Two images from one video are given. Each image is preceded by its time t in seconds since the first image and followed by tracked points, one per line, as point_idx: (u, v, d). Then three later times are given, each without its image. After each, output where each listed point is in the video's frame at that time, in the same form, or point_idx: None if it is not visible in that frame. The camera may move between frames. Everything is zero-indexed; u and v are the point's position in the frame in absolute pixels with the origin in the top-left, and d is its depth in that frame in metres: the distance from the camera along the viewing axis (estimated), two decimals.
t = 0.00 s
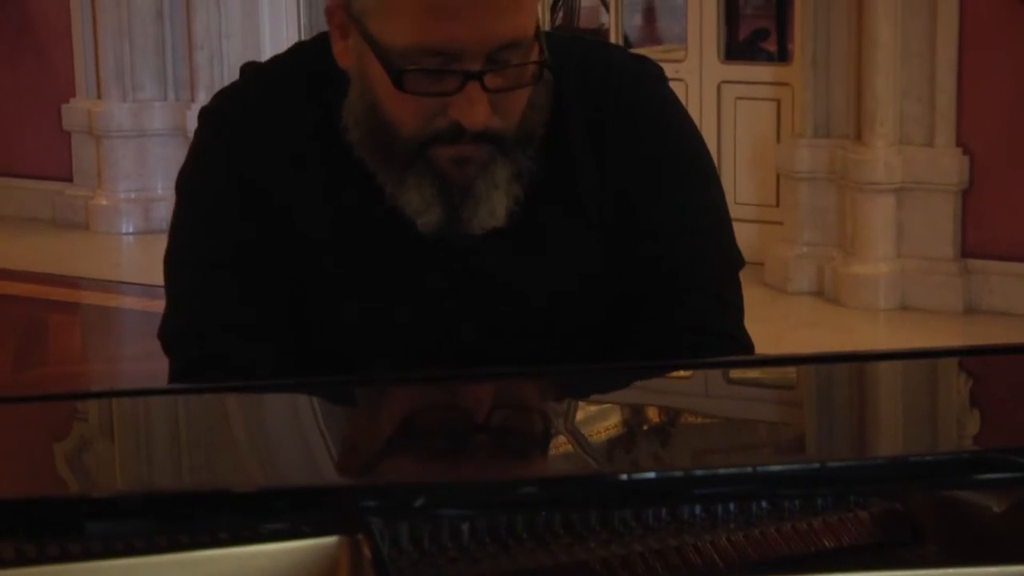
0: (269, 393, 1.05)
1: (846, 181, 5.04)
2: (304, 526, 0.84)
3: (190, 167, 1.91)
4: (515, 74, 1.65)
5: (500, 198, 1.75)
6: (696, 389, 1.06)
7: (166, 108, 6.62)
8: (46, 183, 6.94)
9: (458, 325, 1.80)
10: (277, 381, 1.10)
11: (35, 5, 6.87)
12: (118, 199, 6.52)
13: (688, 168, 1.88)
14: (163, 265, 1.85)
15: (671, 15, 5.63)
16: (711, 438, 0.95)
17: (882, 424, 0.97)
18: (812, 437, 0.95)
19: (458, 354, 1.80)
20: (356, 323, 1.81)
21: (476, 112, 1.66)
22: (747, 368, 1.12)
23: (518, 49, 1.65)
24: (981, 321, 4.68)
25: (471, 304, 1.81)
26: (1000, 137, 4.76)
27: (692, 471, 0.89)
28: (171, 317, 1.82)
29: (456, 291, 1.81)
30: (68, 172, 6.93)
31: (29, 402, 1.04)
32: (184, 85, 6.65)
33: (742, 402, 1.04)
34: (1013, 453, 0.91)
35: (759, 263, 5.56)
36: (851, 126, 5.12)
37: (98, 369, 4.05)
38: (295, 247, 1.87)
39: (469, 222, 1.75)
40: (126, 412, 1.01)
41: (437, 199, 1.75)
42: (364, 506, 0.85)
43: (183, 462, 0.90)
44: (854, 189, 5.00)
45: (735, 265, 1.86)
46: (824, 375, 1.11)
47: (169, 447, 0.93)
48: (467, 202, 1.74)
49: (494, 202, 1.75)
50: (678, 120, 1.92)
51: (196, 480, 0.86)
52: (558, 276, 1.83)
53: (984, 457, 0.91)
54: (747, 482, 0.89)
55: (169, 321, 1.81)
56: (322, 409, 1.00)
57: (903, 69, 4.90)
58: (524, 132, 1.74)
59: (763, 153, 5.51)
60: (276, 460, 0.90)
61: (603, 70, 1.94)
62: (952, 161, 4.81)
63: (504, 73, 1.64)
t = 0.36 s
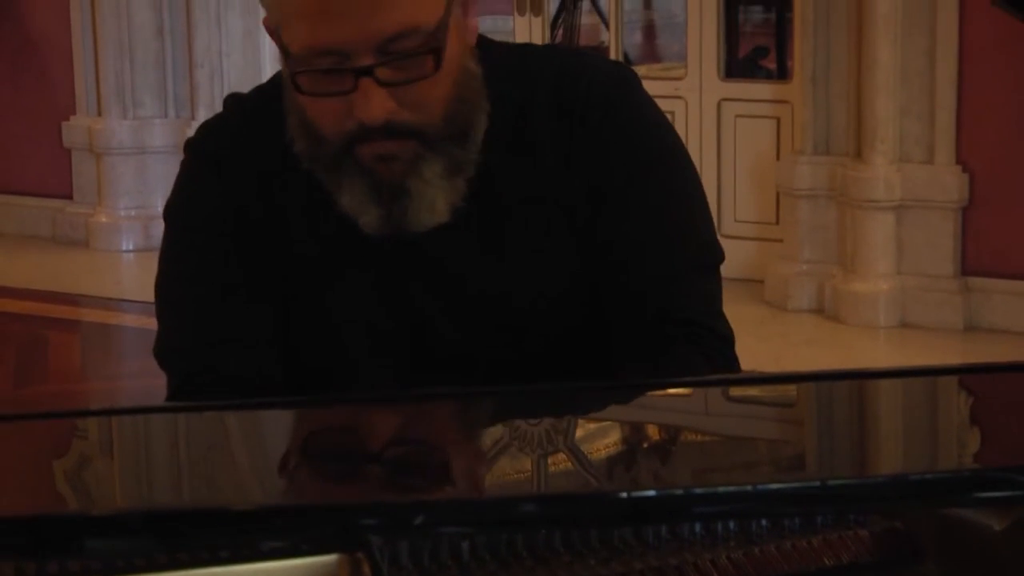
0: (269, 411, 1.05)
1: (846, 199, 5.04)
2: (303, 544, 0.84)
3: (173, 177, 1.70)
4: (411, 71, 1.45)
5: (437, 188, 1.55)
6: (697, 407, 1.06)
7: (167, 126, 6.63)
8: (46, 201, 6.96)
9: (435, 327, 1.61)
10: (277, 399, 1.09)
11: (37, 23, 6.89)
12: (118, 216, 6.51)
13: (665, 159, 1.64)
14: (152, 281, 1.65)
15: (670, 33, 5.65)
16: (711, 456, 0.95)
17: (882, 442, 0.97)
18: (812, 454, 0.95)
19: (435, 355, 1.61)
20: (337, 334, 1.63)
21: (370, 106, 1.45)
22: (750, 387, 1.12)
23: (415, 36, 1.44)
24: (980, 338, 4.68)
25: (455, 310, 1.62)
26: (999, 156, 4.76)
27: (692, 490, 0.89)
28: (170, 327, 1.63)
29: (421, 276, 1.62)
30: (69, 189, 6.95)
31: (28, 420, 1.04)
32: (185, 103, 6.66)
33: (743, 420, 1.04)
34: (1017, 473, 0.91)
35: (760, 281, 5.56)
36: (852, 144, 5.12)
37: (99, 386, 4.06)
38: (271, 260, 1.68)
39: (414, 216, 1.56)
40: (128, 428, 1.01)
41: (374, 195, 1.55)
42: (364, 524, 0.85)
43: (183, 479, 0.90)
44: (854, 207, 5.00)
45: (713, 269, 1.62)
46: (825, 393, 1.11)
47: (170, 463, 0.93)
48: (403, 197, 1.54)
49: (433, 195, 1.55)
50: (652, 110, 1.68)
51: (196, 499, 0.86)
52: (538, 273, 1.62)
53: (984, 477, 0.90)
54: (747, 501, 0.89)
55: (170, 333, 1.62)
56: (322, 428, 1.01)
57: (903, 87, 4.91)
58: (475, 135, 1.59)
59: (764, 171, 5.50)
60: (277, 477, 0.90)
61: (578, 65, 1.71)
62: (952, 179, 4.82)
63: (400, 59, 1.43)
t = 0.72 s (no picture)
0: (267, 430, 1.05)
1: (846, 219, 5.05)
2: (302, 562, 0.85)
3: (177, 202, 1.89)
4: (401, 67, 1.60)
5: (420, 192, 1.67)
6: (696, 425, 1.06)
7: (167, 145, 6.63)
8: (46, 220, 6.96)
9: (428, 326, 1.77)
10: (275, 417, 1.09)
11: (37, 43, 6.89)
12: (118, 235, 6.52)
13: (669, 176, 1.88)
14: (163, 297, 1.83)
15: (670, 52, 5.68)
16: (711, 475, 0.95)
17: (882, 460, 0.98)
18: (813, 472, 0.95)
19: (432, 356, 1.77)
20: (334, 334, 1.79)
21: (356, 99, 1.60)
22: (750, 407, 1.12)
23: (403, 34, 1.60)
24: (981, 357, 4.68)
25: (450, 315, 1.78)
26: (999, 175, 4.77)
27: (692, 508, 0.89)
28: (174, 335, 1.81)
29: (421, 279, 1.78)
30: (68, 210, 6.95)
31: (27, 439, 1.04)
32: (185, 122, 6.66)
33: (744, 438, 1.04)
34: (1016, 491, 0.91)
35: (759, 300, 5.55)
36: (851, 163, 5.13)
37: (97, 403, 4.05)
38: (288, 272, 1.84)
39: (400, 219, 1.68)
40: (127, 446, 1.01)
41: (358, 195, 1.68)
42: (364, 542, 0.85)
43: (183, 496, 0.90)
44: (854, 225, 5.00)
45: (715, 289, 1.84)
46: (825, 413, 1.10)
47: (170, 481, 0.93)
48: (384, 195, 1.67)
49: (417, 196, 1.67)
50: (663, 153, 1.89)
51: (196, 516, 0.87)
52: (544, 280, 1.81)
53: (985, 496, 0.91)
54: (747, 520, 0.89)
55: (176, 338, 1.81)
56: (321, 446, 1.00)
57: (902, 106, 4.92)
58: (467, 153, 1.74)
59: (764, 190, 5.48)
60: (276, 495, 0.90)
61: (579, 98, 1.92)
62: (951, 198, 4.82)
63: (385, 54, 1.59)
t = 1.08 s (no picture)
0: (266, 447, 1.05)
1: (846, 236, 5.05)
2: None
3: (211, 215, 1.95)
4: (484, 103, 1.55)
5: (479, 227, 1.70)
6: (696, 442, 1.07)
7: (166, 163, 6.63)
8: (47, 237, 6.97)
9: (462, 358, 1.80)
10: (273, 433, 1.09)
11: (38, 60, 6.89)
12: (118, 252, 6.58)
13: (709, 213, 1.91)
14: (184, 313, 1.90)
15: (670, 69, 5.70)
16: (711, 492, 0.95)
17: (882, 476, 0.98)
18: (812, 490, 0.96)
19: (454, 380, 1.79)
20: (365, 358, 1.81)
21: (432, 129, 1.55)
22: (749, 424, 1.12)
23: (484, 69, 1.53)
24: (980, 376, 4.69)
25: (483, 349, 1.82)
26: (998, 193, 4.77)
27: (691, 527, 0.89)
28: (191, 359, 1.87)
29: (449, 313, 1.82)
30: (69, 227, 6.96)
31: (27, 455, 1.04)
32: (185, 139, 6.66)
33: (744, 455, 1.04)
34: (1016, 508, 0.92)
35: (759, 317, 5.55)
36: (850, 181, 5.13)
37: (96, 421, 4.06)
38: (325, 289, 1.89)
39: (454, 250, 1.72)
40: (127, 463, 1.02)
41: (417, 223, 1.69)
42: (363, 559, 0.86)
43: (182, 514, 0.91)
44: (853, 243, 5.00)
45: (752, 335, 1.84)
46: (825, 430, 1.10)
47: (170, 498, 0.94)
48: (446, 227, 1.68)
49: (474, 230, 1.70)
50: (701, 187, 1.92)
51: (194, 535, 0.88)
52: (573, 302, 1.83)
53: (984, 514, 0.92)
54: (747, 538, 0.89)
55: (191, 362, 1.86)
56: (321, 464, 1.01)
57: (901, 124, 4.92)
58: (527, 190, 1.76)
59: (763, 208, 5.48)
60: (275, 512, 0.91)
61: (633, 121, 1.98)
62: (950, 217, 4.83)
63: (468, 89, 1.53)
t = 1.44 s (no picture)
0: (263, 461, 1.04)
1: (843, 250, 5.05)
2: None
3: (220, 222, 1.94)
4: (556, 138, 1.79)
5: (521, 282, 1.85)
6: (692, 456, 1.06)
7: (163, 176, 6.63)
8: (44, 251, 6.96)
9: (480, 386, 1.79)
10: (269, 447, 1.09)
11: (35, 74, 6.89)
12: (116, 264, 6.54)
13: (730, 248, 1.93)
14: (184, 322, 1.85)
15: (667, 83, 5.70)
16: (708, 505, 0.95)
17: (879, 489, 0.98)
18: (809, 503, 0.96)
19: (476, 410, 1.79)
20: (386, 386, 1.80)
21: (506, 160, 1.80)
22: (745, 438, 1.12)
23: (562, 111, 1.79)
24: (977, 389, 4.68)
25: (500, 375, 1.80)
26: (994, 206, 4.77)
27: (688, 541, 0.89)
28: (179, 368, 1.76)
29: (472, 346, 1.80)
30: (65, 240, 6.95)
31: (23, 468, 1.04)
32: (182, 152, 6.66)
33: (741, 468, 1.04)
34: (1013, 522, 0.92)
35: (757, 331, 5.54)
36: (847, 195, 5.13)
37: (93, 436, 4.05)
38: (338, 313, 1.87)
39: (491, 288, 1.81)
40: (124, 476, 1.01)
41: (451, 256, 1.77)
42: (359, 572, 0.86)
43: (179, 527, 0.91)
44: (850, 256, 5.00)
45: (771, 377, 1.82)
46: (821, 443, 1.10)
47: (166, 511, 0.94)
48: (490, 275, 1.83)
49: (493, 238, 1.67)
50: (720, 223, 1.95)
51: (191, 548, 0.88)
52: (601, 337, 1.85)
53: (981, 528, 0.92)
54: (744, 551, 0.89)
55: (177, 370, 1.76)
56: (318, 479, 1.01)
57: (898, 137, 4.92)
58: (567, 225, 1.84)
59: (761, 221, 5.47)
60: (271, 525, 0.91)
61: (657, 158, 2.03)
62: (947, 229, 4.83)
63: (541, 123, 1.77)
